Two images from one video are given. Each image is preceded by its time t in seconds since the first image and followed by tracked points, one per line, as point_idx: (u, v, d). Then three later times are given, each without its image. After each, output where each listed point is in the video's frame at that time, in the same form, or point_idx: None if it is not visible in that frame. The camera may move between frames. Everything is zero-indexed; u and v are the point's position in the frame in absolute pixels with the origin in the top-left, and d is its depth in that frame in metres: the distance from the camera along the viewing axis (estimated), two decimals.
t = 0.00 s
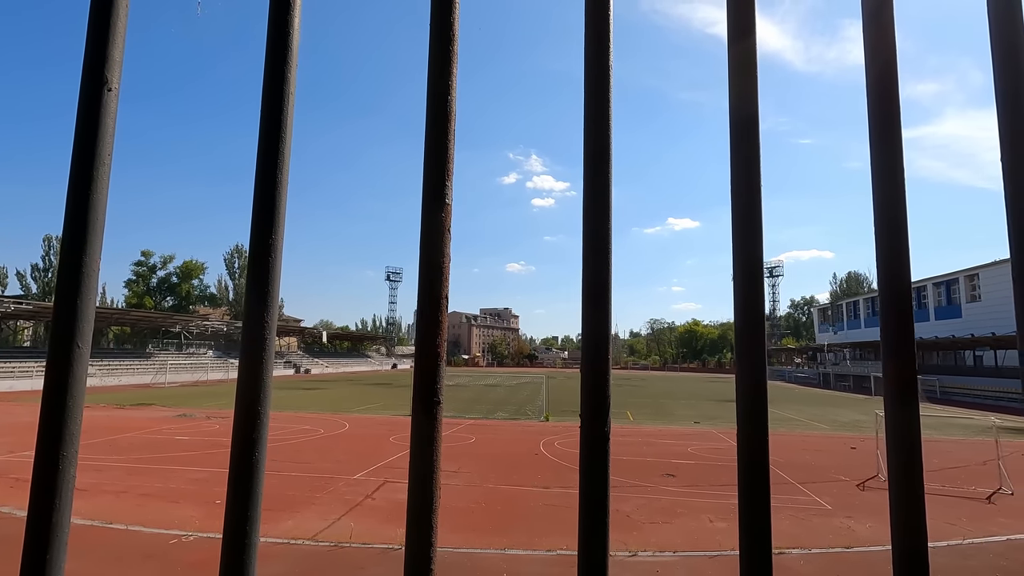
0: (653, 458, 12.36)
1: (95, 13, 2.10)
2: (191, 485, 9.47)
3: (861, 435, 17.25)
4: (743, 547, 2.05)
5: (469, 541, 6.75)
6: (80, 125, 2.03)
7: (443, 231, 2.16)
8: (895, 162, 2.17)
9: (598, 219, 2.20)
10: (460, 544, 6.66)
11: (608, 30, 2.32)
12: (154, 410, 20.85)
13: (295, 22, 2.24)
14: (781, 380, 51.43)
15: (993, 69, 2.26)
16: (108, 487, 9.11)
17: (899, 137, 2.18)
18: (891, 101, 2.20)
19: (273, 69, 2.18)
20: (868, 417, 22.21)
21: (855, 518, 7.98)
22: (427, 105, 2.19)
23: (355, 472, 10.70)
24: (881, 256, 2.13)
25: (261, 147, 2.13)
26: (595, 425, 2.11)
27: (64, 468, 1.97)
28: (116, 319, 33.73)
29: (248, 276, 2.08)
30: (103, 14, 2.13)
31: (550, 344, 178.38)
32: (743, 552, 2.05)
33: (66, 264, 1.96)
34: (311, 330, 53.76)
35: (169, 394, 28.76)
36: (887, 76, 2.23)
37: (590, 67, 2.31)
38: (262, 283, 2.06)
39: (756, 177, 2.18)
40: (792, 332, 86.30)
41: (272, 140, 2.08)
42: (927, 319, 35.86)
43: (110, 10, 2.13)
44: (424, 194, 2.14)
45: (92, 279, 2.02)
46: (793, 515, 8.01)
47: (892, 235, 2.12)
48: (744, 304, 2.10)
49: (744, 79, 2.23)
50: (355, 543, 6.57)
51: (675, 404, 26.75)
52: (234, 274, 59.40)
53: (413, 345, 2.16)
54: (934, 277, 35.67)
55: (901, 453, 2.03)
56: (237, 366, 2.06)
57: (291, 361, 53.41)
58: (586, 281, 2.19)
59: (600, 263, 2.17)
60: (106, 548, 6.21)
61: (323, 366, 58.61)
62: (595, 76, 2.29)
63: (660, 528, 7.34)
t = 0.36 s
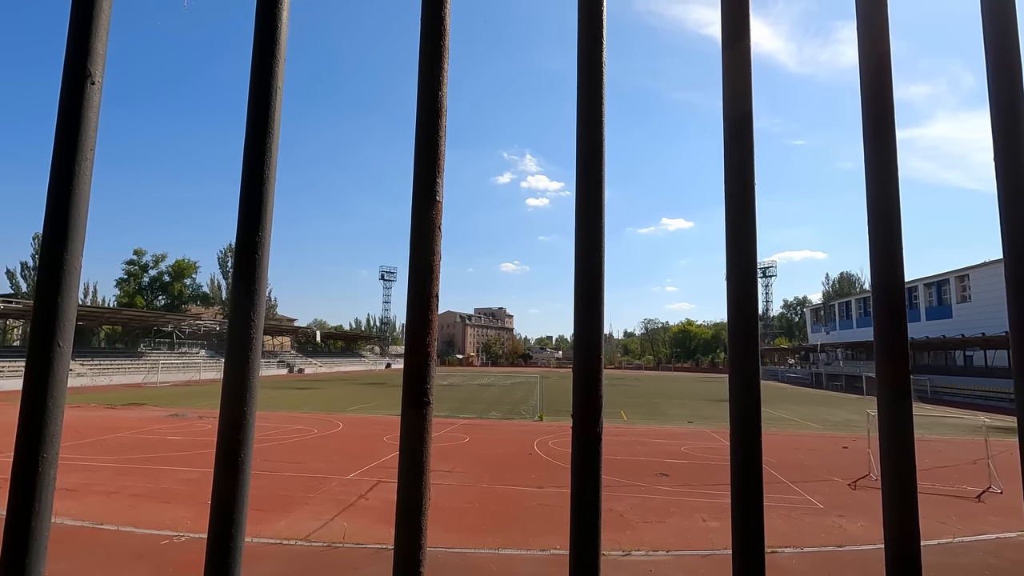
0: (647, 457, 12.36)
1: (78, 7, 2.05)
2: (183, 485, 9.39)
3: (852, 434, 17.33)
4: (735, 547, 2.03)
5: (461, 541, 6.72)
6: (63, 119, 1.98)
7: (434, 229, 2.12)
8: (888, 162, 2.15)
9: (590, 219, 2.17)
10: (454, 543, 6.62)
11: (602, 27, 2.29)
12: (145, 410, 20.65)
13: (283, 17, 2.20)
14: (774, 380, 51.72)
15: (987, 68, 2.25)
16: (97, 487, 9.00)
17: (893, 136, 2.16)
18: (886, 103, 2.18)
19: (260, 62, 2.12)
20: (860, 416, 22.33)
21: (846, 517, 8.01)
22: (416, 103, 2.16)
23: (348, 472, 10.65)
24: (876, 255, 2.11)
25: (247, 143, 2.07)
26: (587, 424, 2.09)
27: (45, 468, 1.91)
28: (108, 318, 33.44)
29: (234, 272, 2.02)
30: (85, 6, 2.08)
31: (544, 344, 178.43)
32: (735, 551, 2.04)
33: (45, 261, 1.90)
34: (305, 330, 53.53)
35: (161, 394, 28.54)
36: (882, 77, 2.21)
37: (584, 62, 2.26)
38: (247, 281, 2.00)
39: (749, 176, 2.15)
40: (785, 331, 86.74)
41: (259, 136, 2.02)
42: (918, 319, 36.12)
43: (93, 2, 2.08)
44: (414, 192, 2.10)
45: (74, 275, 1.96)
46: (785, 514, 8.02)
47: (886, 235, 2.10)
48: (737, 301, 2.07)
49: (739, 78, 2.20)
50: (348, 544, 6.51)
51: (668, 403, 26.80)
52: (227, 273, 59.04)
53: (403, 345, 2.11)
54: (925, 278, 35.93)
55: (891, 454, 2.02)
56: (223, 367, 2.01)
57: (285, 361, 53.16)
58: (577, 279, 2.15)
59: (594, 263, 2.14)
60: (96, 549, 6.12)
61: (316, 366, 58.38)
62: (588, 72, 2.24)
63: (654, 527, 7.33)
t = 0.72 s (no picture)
0: (641, 457, 12.40)
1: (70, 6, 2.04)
2: (176, 485, 9.35)
3: (845, 434, 17.44)
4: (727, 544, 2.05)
5: (456, 541, 6.72)
6: (55, 119, 1.97)
7: (429, 230, 2.12)
8: (879, 164, 2.16)
9: (585, 221, 2.17)
10: (448, 543, 6.62)
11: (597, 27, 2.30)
12: (138, 409, 20.53)
13: (278, 17, 2.20)
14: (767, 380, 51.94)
15: (976, 71, 2.27)
16: (88, 488, 8.94)
17: (884, 138, 2.18)
18: (878, 106, 2.20)
19: (253, 61, 2.12)
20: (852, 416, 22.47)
21: (838, 515, 8.07)
22: (412, 102, 2.16)
23: (342, 472, 10.62)
24: (867, 257, 2.13)
25: (241, 142, 2.07)
26: (581, 426, 2.10)
27: (36, 470, 1.90)
28: (100, 317, 33.19)
29: (228, 272, 2.02)
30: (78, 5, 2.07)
31: (539, 344, 178.61)
32: (727, 549, 2.05)
33: (38, 262, 1.89)
34: (299, 329, 53.32)
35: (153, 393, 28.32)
36: (874, 80, 2.22)
37: (578, 64, 2.27)
38: (241, 281, 2.00)
39: (743, 178, 2.17)
40: (779, 331, 87.14)
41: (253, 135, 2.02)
42: (910, 319, 36.38)
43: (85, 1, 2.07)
44: (410, 192, 2.10)
45: (66, 276, 1.95)
46: (778, 513, 8.07)
47: (876, 235, 2.12)
48: (731, 300, 2.09)
49: (733, 79, 2.22)
50: (342, 544, 6.50)
51: (663, 403, 26.90)
52: (220, 272, 58.73)
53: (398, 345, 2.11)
54: (916, 278, 36.23)
55: (882, 451, 2.04)
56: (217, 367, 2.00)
57: (279, 360, 52.94)
58: (572, 280, 2.16)
59: (588, 264, 2.15)
60: (88, 549, 6.09)
61: (310, 365, 58.18)
62: (583, 74, 2.26)
63: (648, 526, 7.36)
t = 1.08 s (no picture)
0: (635, 456, 12.43)
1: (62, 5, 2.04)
2: (169, 485, 9.31)
3: (838, 434, 17.53)
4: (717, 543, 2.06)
5: (449, 540, 6.73)
6: (46, 118, 1.96)
7: (421, 231, 2.13)
8: (869, 165, 2.18)
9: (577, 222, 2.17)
10: (442, 543, 6.62)
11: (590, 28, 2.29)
12: (131, 409, 20.41)
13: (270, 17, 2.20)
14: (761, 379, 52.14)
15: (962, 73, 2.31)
16: (80, 488, 8.89)
17: (873, 140, 2.20)
18: (868, 107, 2.22)
19: (245, 61, 2.12)
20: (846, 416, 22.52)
21: (830, 515, 8.12)
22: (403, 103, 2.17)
23: (337, 471, 10.60)
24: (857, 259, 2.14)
25: (233, 143, 2.07)
26: (572, 428, 2.10)
27: (25, 468, 1.89)
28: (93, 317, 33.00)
29: (220, 271, 2.02)
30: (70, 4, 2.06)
31: (534, 344, 178.68)
32: (717, 548, 2.07)
33: (27, 260, 1.88)
34: (294, 329, 53.15)
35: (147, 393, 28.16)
36: (864, 82, 2.24)
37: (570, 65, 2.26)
38: (233, 281, 2.00)
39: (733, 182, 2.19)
40: (773, 331, 87.53)
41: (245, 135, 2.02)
42: (903, 319, 36.60)
43: None
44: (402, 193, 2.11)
45: (56, 275, 1.95)
46: (771, 513, 8.11)
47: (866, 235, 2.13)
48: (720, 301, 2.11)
49: (724, 81, 2.24)
50: (336, 544, 6.49)
51: (657, 403, 26.93)
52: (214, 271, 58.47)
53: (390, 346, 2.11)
54: (909, 279, 36.46)
55: (871, 451, 2.06)
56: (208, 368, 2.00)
57: (273, 360, 52.76)
58: (563, 281, 2.16)
59: (581, 264, 2.14)
60: (79, 550, 6.06)
61: (305, 364, 58.02)
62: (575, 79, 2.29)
63: (642, 526, 7.38)
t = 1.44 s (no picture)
0: (631, 456, 12.44)
1: None
2: (163, 485, 9.25)
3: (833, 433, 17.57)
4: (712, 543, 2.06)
5: (444, 540, 6.71)
6: (35, 111, 1.93)
7: (416, 228, 2.11)
8: (864, 166, 2.18)
9: (573, 220, 2.16)
10: (438, 543, 6.60)
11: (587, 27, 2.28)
12: (125, 409, 20.30)
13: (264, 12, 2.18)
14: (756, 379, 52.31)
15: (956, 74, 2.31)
16: (72, 488, 8.82)
17: (869, 141, 2.20)
18: (863, 108, 2.22)
19: (238, 57, 2.09)
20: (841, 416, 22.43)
21: (825, 514, 8.15)
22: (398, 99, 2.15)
23: (332, 471, 10.57)
24: (852, 259, 2.14)
25: (226, 139, 2.04)
26: (567, 428, 2.09)
27: (12, 468, 1.86)
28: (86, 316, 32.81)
29: (213, 268, 1.99)
30: None
31: (530, 344, 178.66)
32: (711, 547, 2.06)
33: (17, 255, 1.86)
34: (289, 328, 52.98)
35: (141, 393, 28.02)
36: (859, 83, 2.24)
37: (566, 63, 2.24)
38: (225, 279, 1.97)
39: (730, 182, 2.18)
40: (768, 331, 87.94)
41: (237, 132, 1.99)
42: (896, 319, 36.78)
43: None
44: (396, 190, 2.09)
45: (45, 271, 1.92)
46: (766, 512, 8.13)
47: (862, 235, 2.12)
48: (716, 300, 2.10)
49: (719, 80, 2.23)
50: (331, 544, 6.46)
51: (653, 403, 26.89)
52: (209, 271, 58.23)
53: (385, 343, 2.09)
54: (902, 279, 36.65)
55: (866, 450, 2.06)
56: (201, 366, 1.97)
57: (268, 359, 52.59)
58: (559, 280, 2.14)
59: (576, 263, 2.13)
60: (71, 551, 6.01)
61: (300, 364, 57.82)
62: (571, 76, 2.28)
63: (637, 525, 7.38)
